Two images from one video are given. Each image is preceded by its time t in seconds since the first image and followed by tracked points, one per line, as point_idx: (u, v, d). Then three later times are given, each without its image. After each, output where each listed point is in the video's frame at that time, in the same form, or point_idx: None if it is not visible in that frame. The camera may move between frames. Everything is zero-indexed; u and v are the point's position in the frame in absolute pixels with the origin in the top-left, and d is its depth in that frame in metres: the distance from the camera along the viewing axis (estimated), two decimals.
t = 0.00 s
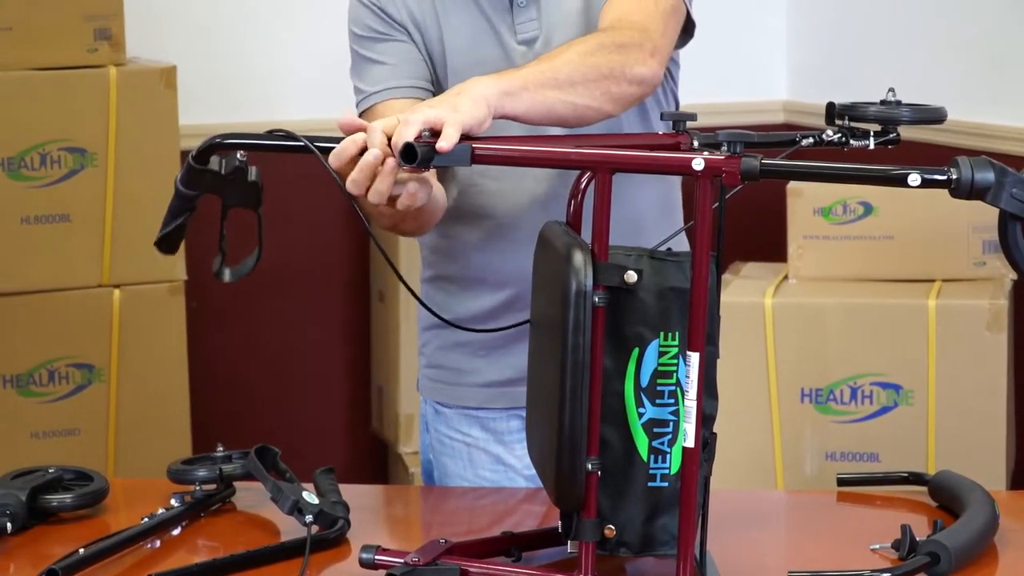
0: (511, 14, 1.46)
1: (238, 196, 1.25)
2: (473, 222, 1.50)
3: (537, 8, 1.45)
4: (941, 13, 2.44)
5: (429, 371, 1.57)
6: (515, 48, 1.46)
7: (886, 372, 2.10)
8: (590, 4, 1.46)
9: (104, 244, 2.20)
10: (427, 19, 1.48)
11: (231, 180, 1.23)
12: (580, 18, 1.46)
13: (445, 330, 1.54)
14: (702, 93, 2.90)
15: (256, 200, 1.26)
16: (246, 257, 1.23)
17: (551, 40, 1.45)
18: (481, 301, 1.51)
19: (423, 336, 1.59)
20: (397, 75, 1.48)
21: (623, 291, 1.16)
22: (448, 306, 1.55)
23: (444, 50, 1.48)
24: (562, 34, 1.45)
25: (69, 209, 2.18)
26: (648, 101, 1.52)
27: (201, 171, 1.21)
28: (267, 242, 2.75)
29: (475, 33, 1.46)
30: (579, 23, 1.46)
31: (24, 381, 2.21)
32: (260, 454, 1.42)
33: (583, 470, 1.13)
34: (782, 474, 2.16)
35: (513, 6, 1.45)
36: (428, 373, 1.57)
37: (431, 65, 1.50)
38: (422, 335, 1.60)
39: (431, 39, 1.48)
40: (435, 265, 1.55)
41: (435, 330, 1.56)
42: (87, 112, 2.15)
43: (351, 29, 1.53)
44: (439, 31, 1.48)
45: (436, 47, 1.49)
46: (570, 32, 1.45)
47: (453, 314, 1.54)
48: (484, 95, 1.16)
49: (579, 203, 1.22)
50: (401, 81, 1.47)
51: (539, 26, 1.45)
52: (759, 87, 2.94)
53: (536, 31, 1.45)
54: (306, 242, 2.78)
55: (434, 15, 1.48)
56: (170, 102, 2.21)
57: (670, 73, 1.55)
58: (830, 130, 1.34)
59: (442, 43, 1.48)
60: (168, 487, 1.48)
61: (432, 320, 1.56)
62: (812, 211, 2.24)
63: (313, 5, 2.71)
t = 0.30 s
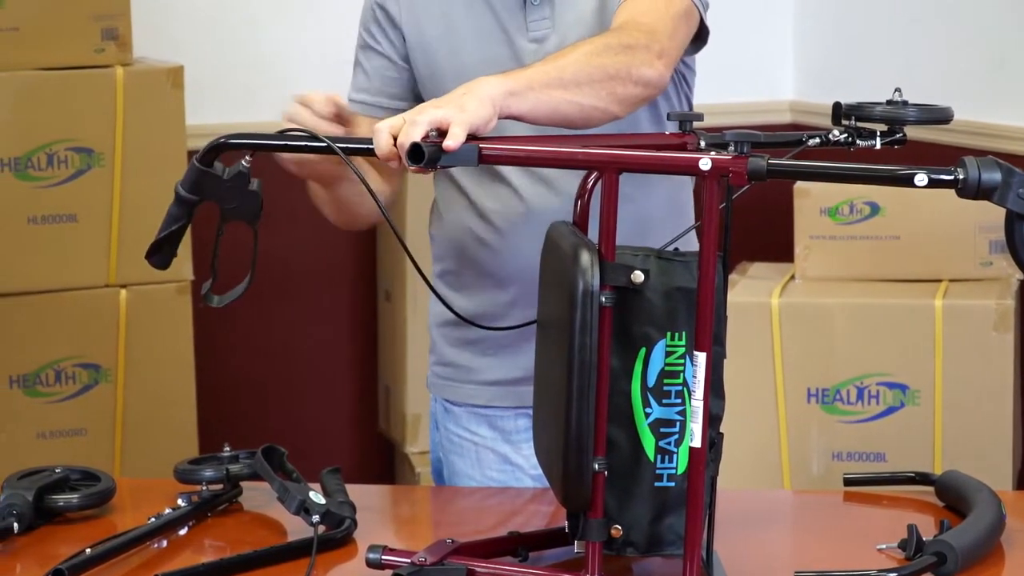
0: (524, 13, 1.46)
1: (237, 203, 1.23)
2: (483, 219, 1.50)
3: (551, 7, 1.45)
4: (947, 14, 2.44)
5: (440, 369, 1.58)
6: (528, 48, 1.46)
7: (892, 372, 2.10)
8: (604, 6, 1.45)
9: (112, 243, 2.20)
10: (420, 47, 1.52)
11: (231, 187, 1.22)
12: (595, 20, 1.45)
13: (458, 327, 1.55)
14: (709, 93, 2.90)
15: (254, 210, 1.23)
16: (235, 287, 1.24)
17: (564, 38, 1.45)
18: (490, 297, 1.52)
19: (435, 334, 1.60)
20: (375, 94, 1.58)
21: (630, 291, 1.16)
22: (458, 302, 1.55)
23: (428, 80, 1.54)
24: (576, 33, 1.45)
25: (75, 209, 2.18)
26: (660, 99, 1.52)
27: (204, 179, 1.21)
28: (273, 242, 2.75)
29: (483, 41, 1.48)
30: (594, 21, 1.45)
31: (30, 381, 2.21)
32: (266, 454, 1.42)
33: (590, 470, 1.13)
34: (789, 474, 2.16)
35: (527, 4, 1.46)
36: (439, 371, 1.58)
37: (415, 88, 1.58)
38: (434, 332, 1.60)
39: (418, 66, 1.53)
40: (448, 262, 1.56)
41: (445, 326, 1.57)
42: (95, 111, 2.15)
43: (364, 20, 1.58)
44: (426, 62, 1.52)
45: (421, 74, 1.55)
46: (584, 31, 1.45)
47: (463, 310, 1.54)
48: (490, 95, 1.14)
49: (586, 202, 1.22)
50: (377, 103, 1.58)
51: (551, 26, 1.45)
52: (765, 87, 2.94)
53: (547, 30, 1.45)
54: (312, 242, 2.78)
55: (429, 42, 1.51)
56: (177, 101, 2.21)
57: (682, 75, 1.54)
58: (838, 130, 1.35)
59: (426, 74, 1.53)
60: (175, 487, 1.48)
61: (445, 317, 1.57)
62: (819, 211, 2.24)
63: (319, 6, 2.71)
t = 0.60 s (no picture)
0: (521, 10, 1.46)
1: (240, 201, 1.23)
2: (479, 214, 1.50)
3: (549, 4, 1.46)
4: (949, 14, 2.44)
5: (438, 366, 1.58)
6: (526, 45, 1.46)
7: (894, 372, 2.11)
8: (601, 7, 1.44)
9: (113, 243, 2.20)
10: (414, 36, 1.53)
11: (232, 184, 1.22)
12: (591, 17, 1.44)
13: (455, 323, 1.55)
14: (711, 94, 2.90)
15: (258, 206, 1.23)
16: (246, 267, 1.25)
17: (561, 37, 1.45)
18: (483, 292, 1.51)
19: (434, 330, 1.60)
20: (349, 58, 1.56)
21: (631, 291, 1.16)
22: (454, 298, 1.55)
23: (419, 70, 1.55)
24: (573, 32, 1.45)
25: (76, 209, 2.18)
26: (657, 96, 1.52)
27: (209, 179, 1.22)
28: (274, 240, 2.75)
29: (481, 38, 1.49)
30: (593, 17, 1.45)
31: (31, 381, 2.21)
32: (267, 454, 1.42)
33: (591, 470, 1.13)
34: (790, 474, 2.16)
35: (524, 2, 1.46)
36: (437, 368, 1.58)
37: (390, 69, 1.58)
38: (433, 329, 1.60)
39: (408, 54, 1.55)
40: (445, 258, 1.55)
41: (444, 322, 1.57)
42: (96, 111, 2.15)
43: None
44: (418, 52, 1.53)
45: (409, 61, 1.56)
46: (577, 28, 1.45)
47: (459, 306, 1.54)
48: (491, 95, 1.14)
49: (587, 202, 1.22)
50: (348, 66, 1.56)
51: (547, 24, 1.46)
52: (768, 87, 2.94)
53: (542, 28, 1.46)
54: (312, 241, 2.78)
55: (425, 33, 1.52)
56: (179, 101, 2.21)
57: (682, 76, 1.54)
58: (839, 130, 1.35)
59: (417, 63, 1.55)
60: (177, 487, 1.48)
61: (443, 313, 1.56)
62: (820, 211, 2.24)
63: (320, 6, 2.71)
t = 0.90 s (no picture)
0: (511, 9, 1.46)
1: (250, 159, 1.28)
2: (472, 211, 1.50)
3: (539, 4, 1.45)
4: (948, 14, 2.44)
5: (433, 366, 1.57)
6: (515, 43, 1.45)
7: (893, 372, 2.11)
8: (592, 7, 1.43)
9: (112, 242, 2.20)
10: (399, 30, 1.53)
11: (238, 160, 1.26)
12: (581, 16, 1.43)
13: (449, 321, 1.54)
14: (710, 94, 2.90)
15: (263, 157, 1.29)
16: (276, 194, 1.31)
17: (550, 36, 1.44)
18: (475, 289, 1.51)
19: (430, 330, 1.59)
20: (329, 46, 1.56)
21: (630, 291, 1.16)
22: (447, 295, 1.54)
23: (401, 64, 1.55)
24: (562, 31, 1.44)
25: (75, 209, 2.18)
26: (650, 95, 1.52)
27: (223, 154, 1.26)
28: (274, 240, 2.75)
29: (469, 36, 1.48)
30: (582, 16, 1.44)
31: (30, 381, 2.21)
32: (266, 454, 1.42)
33: (590, 470, 1.13)
34: (789, 474, 2.16)
35: None
36: (432, 368, 1.57)
37: (370, 62, 1.58)
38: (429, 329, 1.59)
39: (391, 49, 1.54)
40: (438, 256, 1.55)
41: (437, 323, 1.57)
42: (95, 111, 2.15)
43: None
44: (402, 47, 1.53)
45: (391, 55, 1.56)
46: (566, 27, 1.44)
47: (452, 302, 1.53)
48: (491, 95, 1.14)
49: (586, 202, 1.22)
50: (327, 54, 1.56)
51: (537, 22, 1.45)
52: (767, 88, 2.94)
53: (531, 26, 1.45)
54: (312, 241, 2.78)
55: (411, 29, 1.52)
56: (178, 101, 2.20)
57: (674, 75, 1.54)
58: (838, 129, 1.35)
59: (399, 57, 1.54)
60: (176, 487, 1.48)
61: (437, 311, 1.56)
62: (819, 211, 2.24)
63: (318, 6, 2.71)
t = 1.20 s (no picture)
0: (503, 7, 1.44)
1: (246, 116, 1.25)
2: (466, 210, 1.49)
3: (531, 3, 1.44)
4: (946, 14, 2.44)
5: (427, 366, 1.56)
6: (507, 42, 1.44)
7: (891, 372, 2.11)
8: (583, 7, 1.42)
9: (109, 243, 2.20)
10: (389, 28, 1.51)
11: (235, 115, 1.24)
12: (573, 15, 1.42)
13: (443, 321, 1.54)
14: (707, 94, 2.90)
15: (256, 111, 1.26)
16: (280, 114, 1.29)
17: (542, 35, 1.43)
18: (469, 287, 1.50)
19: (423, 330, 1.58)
20: (317, 39, 1.54)
21: (628, 290, 1.16)
22: (442, 295, 1.54)
23: (391, 61, 1.53)
24: (554, 31, 1.43)
25: (73, 208, 2.17)
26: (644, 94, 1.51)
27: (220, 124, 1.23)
28: (273, 239, 2.75)
29: (461, 35, 1.47)
30: (574, 15, 1.43)
31: (28, 381, 2.21)
32: (264, 454, 1.41)
33: (588, 471, 1.13)
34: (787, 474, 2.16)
35: None
36: (426, 368, 1.56)
37: (358, 58, 1.56)
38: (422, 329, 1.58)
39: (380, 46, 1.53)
40: (433, 254, 1.54)
41: (430, 321, 1.56)
42: (92, 111, 2.15)
43: None
44: (392, 44, 1.52)
45: (380, 54, 1.54)
46: (558, 28, 1.42)
47: (447, 301, 1.53)
48: (491, 95, 1.14)
49: (584, 202, 1.22)
50: (315, 46, 1.54)
51: (529, 21, 1.44)
52: (764, 88, 2.94)
53: (523, 25, 1.44)
54: (312, 240, 2.78)
55: (402, 26, 1.50)
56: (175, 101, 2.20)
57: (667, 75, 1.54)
58: (837, 129, 1.35)
59: (389, 54, 1.53)
60: (174, 487, 1.48)
61: (431, 311, 1.55)
62: (817, 211, 2.24)
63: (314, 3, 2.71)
